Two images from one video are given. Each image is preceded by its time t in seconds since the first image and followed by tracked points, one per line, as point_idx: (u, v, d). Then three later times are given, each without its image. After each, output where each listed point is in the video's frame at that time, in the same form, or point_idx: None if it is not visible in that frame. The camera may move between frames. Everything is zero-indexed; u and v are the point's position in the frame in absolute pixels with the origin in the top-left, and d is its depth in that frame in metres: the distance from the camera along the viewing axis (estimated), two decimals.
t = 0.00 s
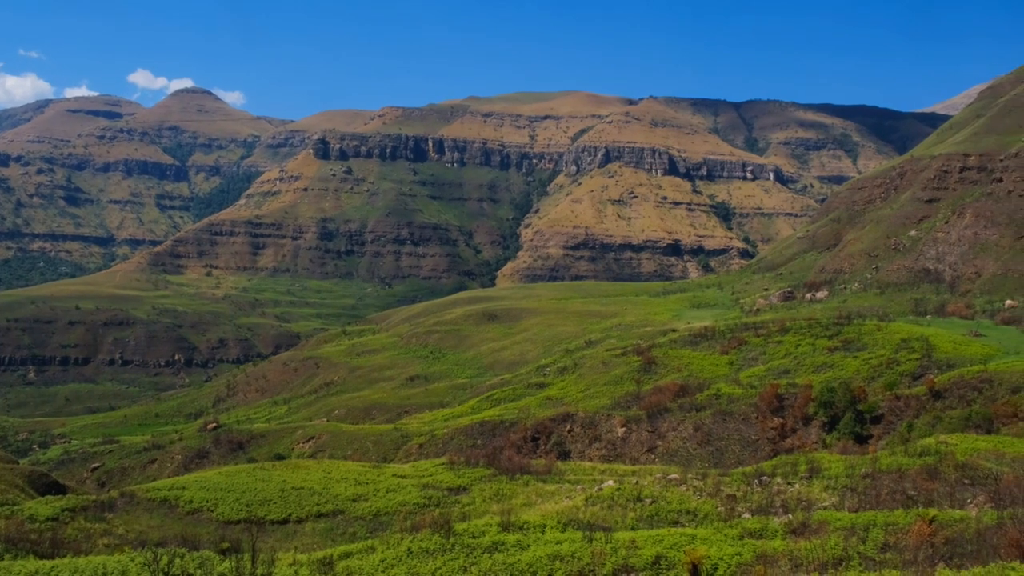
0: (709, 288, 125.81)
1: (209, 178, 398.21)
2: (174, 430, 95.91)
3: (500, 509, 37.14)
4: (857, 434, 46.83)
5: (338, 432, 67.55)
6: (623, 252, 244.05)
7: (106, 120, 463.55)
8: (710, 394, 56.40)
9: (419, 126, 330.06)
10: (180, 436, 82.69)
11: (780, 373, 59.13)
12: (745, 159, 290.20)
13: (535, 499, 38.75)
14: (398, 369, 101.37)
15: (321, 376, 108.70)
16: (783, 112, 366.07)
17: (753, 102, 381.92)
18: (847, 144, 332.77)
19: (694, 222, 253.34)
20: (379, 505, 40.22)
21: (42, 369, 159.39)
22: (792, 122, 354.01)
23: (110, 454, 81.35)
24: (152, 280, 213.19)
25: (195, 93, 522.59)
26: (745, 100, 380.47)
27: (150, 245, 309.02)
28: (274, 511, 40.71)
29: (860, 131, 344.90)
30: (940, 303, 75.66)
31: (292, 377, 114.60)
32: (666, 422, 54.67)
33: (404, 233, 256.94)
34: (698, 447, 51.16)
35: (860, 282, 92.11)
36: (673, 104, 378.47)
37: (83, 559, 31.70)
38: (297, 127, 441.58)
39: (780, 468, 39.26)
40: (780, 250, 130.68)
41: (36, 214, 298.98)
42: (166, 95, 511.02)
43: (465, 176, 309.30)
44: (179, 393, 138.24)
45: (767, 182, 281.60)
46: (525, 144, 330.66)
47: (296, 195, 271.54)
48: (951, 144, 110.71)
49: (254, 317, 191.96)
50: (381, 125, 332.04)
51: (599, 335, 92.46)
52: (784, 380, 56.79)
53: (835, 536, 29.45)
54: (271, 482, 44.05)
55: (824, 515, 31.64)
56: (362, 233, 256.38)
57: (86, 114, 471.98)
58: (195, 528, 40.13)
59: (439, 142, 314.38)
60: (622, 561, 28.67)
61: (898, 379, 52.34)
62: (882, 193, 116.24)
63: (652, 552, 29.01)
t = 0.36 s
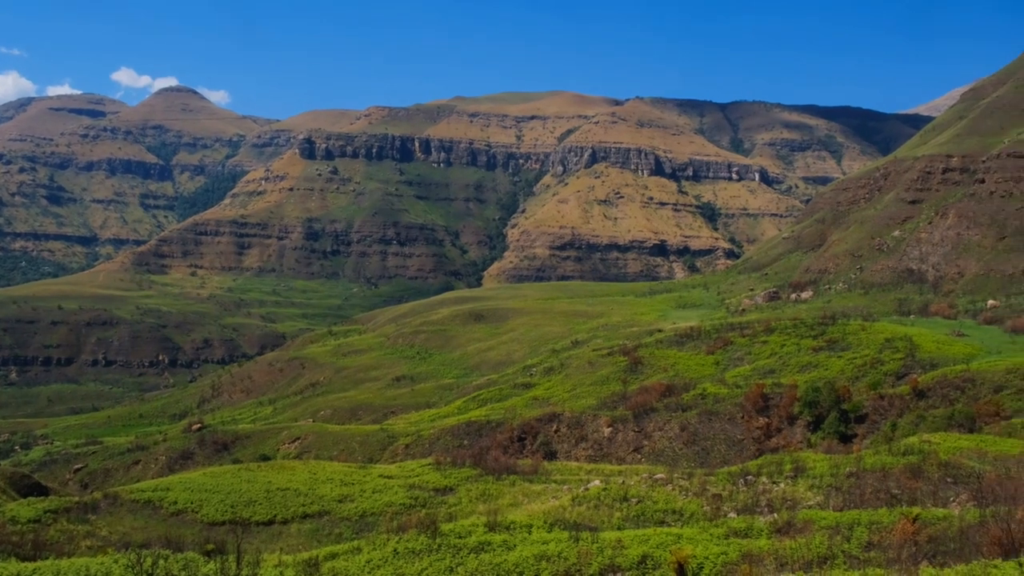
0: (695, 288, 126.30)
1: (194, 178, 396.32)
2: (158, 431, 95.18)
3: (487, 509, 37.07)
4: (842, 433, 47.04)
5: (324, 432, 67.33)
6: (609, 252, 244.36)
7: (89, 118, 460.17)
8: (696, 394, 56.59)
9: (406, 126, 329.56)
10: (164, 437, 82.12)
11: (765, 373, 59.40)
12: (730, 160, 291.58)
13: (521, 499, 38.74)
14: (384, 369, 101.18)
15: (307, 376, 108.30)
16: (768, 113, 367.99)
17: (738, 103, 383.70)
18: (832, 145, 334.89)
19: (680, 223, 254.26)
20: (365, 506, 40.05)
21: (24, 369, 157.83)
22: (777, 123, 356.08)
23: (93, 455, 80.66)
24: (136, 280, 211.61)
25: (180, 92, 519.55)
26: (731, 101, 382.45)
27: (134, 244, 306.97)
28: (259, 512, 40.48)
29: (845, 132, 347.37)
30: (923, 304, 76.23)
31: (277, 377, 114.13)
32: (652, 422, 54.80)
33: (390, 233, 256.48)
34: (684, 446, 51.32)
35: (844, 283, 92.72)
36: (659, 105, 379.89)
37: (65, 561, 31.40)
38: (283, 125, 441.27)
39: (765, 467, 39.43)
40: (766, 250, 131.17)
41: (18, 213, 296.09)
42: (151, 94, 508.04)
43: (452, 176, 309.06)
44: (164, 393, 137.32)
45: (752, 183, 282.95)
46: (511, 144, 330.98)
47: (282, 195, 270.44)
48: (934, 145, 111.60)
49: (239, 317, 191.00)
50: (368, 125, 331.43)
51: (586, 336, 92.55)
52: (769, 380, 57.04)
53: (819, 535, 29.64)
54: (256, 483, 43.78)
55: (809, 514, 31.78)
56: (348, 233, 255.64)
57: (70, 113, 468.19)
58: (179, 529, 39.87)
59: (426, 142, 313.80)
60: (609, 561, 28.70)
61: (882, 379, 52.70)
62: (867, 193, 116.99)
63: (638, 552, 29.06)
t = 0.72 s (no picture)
0: (684, 289, 126.64)
1: (182, 178, 394.91)
2: (146, 432, 94.61)
3: (477, 509, 37.01)
4: (831, 433, 47.21)
5: (314, 432, 67.17)
6: (599, 252, 244.53)
7: (76, 117, 457.30)
8: (686, 395, 56.73)
9: (396, 126, 329.18)
10: (153, 437, 81.71)
11: (755, 373, 59.57)
12: (720, 161, 292.59)
13: (512, 500, 38.65)
14: (374, 370, 101.02)
15: (296, 377, 108.03)
16: (757, 114, 369.33)
17: (728, 103, 384.90)
18: (821, 146, 336.50)
19: (670, 223, 255.05)
20: (355, 507, 39.94)
21: (11, 370, 156.67)
22: (766, 124, 357.62)
23: (80, 455, 80.16)
24: (124, 280, 210.49)
25: (169, 91, 517.18)
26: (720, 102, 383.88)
27: (122, 244, 305.53)
28: (248, 513, 40.32)
29: (834, 133, 349.12)
30: (911, 304, 76.66)
31: (266, 378, 113.76)
32: (642, 422, 54.88)
33: (380, 233, 256.14)
34: (673, 446, 51.42)
35: (833, 283, 93.16)
36: (649, 105, 380.79)
37: (52, 563, 31.20)
38: (272, 125, 440.54)
39: (754, 467, 39.53)
40: (755, 251, 131.63)
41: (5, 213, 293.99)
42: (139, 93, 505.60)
43: (442, 176, 308.92)
44: (152, 394, 136.63)
45: (742, 183, 284.02)
46: (501, 145, 331.22)
47: (271, 195, 269.61)
48: (922, 146, 112.25)
49: (228, 317, 190.48)
50: (357, 125, 330.98)
51: (576, 336, 92.70)
52: (759, 379, 57.23)
53: (809, 534, 29.71)
54: (245, 484, 43.59)
55: (798, 513, 31.90)
56: (338, 233, 255.05)
57: (57, 113, 465.37)
58: (167, 530, 39.68)
59: (416, 142, 313.33)
60: (599, 561, 28.73)
61: (870, 378, 52.97)
62: (855, 194, 117.57)
63: (628, 552, 29.07)
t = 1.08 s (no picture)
0: (672, 289, 127.01)
1: (168, 177, 392.87)
2: (131, 433, 93.92)
3: (464, 510, 36.94)
4: (817, 433, 47.45)
5: (301, 434, 66.87)
6: (586, 253, 244.71)
7: (61, 116, 453.74)
8: (673, 395, 56.85)
9: (383, 127, 328.65)
10: (138, 439, 81.13)
11: (741, 373, 59.80)
12: (707, 162, 293.71)
13: (499, 500, 38.58)
14: (361, 370, 100.69)
15: (283, 377, 107.61)
16: (744, 115, 370.95)
17: (714, 105, 386.34)
18: (806, 148, 338.30)
19: (657, 224, 255.85)
20: (341, 508, 39.72)
21: None
22: (753, 125, 359.31)
23: (64, 457, 79.48)
24: (109, 280, 209.03)
25: (154, 91, 513.71)
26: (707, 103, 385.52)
27: (107, 244, 303.32)
28: (234, 514, 40.07)
29: (819, 135, 351.14)
30: (896, 304, 77.17)
31: (252, 378, 113.19)
32: (630, 423, 54.97)
33: (367, 234, 255.54)
34: (661, 447, 51.50)
35: (819, 283, 93.65)
36: (637, 106, 381.78)
37: (35, 566, 30.87)
38: (258, 125, 438.78)
39: (741, 467, 39.64)
40: (741, 252, 132.10)
41: None
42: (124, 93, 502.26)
43: (429, 177, 308.57)
44: (136, 395, 135.64)
45: (728, 185, 285.34)
46: (489, 145, 331.30)
47: (258, 195, 268.39)
48: (906, 147, 112.96)
49: (214, 318, 189.57)
50: (345, 125, 330.15)
51: (563, 337, 92.80)
52: (746, 380, 57.43)
53: (795, 534, 29.83)
54: (231, 486, 43.32)
55: (784, 513, 32.02)
56: (325, 234, 254.21)
57: (41, 111, 461.55)
58: (152, 532, 39.38)
59: (403, 143, 312.70)
60: (586, 562, 28.71)
61: (856, 379, 53.27)
62: (840, 195, 118.23)
63: (616, 553, 29.07)
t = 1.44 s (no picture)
0: (661, 290, 127.33)
1: (155, 178, 391.02)
2: (118, 434, 93.36)
3: (453, 511, 36.87)
4: (805, 433, 47.63)
5: (289, 435, 66.65)
6: (576, 254, 244.80)
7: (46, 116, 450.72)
8: (662, 395, 57.00)
9: (372, 127, 328.08)
10: (125, 441, 80.55)
11: (730, 374, 60.02)
12: (696, 163, 294.70)
13: (488, 501, 38.54)
14: (350, 371, 100.44)
15: (271, 378, 107.25)
16: (732, 116, 372.22)
17: (703, 106, 387.55)
18: (794, 149, 339.81)
19: (646, 225, 256.54)
20: (330, 510, 39.57)
21: None
22: (741, 126, 360.71)
23: (50, 459, 78.86)
24: (96, 281, 207.73)
25: (141, 91, 510.85)
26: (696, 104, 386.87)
27: (93, 245, 301.48)
28: (222, 516, 39.87)
29: (807, 136, 352.88)
30: (883, 305, 77.62)
31: (240, 380, 112.75)
32: (619, 423, 55.04)
33: (356, 234, 255.00)
34: (650, 447, 51.57)
35: (807, 284, 94.03)
36: (626, 107, 382.55)
37: (21, 569, 30.62)
38: (246, 125, 437.43)
39: (730, 468, 39.76)
40: (730, 253, 132.52)
41: None
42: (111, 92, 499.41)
43: (418, 177, 308.26)
44: (123, 396, 134.80)
45: (717, 186, 286.51)
46: (478, 146, 331.37)
47: (246, 196, 267.31)
48: (894, 149, 113.61)
49: (202, 318, 188.75)
50: (333, 125, 329.46)
51: (552, 337, 92.88)
52: (734, 380, 57.65)
53: (783, 533, 29.94)
54: (219, 487, 43.13)
55: (773, 513, 32.14)
56: (313, 234, 253.40)
57: (27, 111, 458.35)
58: (139, 534, 39.16)
59: (392, 143, 312.35)
60: (575, 562, 28.71)
61: (843, 379, 53.54)
62: (828, 196, 118.83)
63: (605, 553, 29.09)
